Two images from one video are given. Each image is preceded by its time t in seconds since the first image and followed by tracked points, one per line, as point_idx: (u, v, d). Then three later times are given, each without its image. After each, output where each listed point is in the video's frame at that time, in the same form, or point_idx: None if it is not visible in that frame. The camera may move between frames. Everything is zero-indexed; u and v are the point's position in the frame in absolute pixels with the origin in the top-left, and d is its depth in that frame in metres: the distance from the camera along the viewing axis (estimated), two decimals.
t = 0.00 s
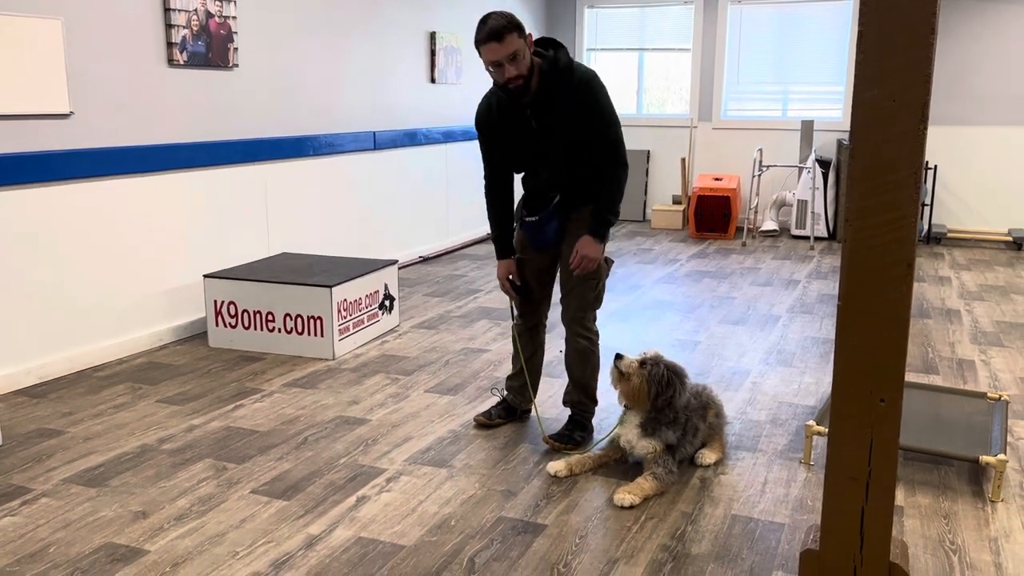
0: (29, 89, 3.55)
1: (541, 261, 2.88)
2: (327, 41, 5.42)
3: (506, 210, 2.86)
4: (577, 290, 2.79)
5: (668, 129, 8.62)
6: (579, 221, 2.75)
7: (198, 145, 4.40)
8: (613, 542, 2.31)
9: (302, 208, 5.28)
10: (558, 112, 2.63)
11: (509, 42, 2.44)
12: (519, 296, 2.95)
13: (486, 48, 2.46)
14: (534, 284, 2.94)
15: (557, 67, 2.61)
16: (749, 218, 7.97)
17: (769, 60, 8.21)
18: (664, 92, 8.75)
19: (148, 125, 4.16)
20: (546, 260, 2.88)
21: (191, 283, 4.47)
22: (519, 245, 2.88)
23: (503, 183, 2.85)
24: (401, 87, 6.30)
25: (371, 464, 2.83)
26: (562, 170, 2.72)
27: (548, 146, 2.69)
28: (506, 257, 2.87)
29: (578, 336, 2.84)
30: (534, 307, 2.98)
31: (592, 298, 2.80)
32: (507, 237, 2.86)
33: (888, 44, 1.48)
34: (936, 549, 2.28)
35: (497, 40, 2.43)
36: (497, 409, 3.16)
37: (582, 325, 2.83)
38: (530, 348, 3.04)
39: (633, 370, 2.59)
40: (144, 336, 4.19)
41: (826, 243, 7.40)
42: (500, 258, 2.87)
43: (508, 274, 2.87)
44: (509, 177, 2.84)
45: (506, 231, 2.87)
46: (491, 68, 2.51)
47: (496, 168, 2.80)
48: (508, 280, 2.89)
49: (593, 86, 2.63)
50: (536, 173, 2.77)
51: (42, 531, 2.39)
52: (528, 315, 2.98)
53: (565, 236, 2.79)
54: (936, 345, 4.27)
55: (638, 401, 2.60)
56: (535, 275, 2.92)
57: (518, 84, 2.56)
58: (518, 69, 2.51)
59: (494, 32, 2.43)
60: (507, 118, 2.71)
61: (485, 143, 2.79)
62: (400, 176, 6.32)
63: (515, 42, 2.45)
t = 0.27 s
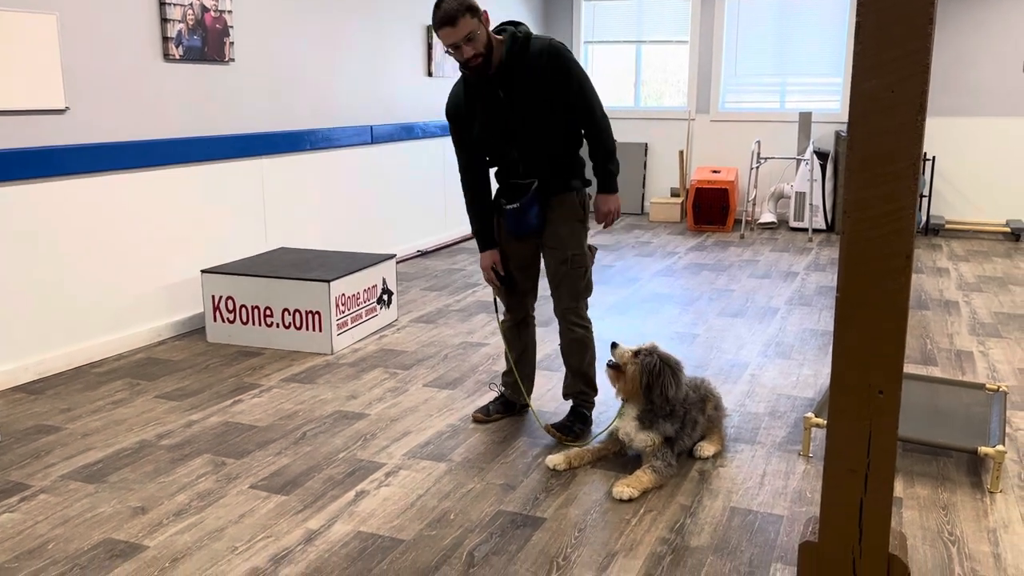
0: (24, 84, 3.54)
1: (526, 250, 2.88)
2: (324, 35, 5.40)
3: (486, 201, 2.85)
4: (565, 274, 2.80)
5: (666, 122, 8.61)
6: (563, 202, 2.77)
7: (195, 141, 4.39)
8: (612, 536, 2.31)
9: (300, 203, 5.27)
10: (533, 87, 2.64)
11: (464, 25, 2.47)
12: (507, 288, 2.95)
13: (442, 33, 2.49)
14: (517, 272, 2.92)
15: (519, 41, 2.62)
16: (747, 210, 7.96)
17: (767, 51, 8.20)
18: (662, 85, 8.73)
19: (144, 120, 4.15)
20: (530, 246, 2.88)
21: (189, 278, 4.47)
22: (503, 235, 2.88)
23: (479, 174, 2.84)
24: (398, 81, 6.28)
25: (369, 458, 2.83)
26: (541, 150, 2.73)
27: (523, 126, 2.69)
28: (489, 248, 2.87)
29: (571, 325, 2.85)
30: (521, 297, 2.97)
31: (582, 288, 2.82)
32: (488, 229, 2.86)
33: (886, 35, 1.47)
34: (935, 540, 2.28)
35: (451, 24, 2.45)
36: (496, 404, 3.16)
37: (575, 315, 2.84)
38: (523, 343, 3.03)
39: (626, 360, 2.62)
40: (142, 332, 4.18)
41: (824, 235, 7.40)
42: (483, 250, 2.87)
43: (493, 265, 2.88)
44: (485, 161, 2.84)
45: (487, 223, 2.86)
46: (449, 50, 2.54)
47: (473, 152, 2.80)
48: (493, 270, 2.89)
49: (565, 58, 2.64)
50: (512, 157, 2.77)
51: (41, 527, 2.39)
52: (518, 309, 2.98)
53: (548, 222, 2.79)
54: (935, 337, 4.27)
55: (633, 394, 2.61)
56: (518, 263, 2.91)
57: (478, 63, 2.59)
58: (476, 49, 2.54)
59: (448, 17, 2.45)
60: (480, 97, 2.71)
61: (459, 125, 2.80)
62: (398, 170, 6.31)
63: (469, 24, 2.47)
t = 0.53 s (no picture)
0: (17, 79, 3.52)
1: (507, 239, 2.86)
2: (319, 27, 5.38)
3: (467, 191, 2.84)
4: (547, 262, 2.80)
5: (662, 113, 8.59)
6: (543, 190, 2.76)
7: (189, 134, 4.37)
8: (610, 528, 2.31)
9: (296, 196, 5.25)
10: (511, 73, 2.65)
11: (440, 24, 2.49)
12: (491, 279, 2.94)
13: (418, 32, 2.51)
14: (497, 261, 2.91)
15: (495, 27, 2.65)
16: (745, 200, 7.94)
17: (763, 41, 8.17)
18: (658, 75, 8.71)
19: (138, 114, 4.12)
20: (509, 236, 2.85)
21: (185, 273, 4.45)
22: (483, 224, 2.87)
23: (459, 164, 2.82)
24: (393, 73, 6.26)
25: (367, 452, 2.82)
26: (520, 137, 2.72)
27: (501, 112, 2.70)
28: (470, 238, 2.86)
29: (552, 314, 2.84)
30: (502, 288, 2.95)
31: (562, 274, 2.83)
32: (469, 218, 2.85)
33: (884, 22, 1.46)
34: (934, 530, 2.27)
35: (427, 26, 2.47)
36: (493, 398, 3.14)
37: (554, 302, 2.85)
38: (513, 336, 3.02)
39: (612, 358, 2.63)
40: (138, 327, 4.17)
41: (822, 225, 7.39)
42: (464, 239, 2.85)
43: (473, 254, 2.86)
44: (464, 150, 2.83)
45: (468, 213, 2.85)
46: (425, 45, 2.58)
47: (451, 141, 2.79)
48: (473, 259, 2.87)
49: (543, 43, 2.66)
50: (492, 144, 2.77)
51: (37, 524, 2.38)
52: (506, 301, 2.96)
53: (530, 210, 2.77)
54: (932, 326, 4.26)
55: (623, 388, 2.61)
56: (498, 253, 2.90)
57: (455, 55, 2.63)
58: (452, 44, 2.58)
59: (423, 17, 2.45)
60: (458, 85, 2.71)
61: (437, 114, 2.79)
62: (394, 162, 6.28)
63: (444, 22, 2.50)
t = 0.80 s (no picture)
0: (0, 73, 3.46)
1: (484, 232, 2.81)
2: (308, 17, 5.32)
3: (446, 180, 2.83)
4: (521, 255, 2.74)
5: (657, 101, 8.54)
6: (521, 182, 2.71)
7: (178, 128, 4.32)
8: (603, 525, 2.28)
9: (287, 189, 5.20)
10: (491, 63, 2.62)
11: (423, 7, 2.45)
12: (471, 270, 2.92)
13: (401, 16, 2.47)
14: (474, 253, 2.87)
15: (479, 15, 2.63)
16: (740, 189, 7.91)
17: (757, 28, 8.11)
18: (652, 63, 8.65)
19: (126, 107, 4.07)
20: (488, 230, 2.80)
21: (175, 268, 4.41)
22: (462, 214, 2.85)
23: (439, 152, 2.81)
24: (385, 63, 6.20)
25: (357, 449, 2.79)
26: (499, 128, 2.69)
27: (481, 102, 2.66)
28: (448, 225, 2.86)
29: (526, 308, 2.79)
30: (482, 280, 2.92)
31: (536, 268, 2.77)
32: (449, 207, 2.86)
33: (877, 10, 1.43)
34: (930, 523, 2.25)
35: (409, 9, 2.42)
36: (486, 390, 3.09)
37: (528, 297, 2.79)
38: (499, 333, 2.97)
39: (604, 345, 2.62)
40: (128, 323, 4.12)
41: (817, 213, 7.36)
42: (443, 227, 2.87)
43: (451, 243, 2.87)
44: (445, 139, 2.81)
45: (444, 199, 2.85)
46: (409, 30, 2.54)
47: (431, 129, 2.78)
48: (451, 248, 2.88)
49: (528, 34, 2.62)
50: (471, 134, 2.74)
51: (22, 526, 2.35)
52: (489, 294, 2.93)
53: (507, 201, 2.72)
54: (928, 315, 4.23)
55: (613, 378, 2.58)
56: (475, 245, 2.85)
57: (436, 41, 2.59)
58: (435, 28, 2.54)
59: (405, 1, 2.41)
60: (439, 73, 2.69)
61: (418, 102, 2.78)
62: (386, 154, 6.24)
63: (426, 6, 2.45)
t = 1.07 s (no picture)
0: None
1: (459, 227, 2.76)
2: (294, 10, 5.25)
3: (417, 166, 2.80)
4: (495, 253, 2.70)
5: (648, 91, 8.48)
6: (497, 179, 2.67)
7: (162, 123, 4.26)
8: (592, 525, 2.25)
9: (274, 184, 5.14)
10: (474, 54, 2.57)
11: None
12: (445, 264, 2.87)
13: None
14: (449, 246, 2.83)
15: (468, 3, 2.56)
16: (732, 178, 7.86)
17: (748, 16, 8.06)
18: (643, 53, 8.60)
19: (108, 103, 4.01)
20: (464, 226, 2.75)
21: (161, 265, 4.35)
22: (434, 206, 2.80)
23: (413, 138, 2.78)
24: (372, 55, 6.15)
25: (344, 449, 2.75)
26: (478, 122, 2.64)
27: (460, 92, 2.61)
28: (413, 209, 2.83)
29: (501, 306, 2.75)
30: (464, 277, 2.86)
31: (513, 267, 2.73)
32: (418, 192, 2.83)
33: None
34: (923, 519, 2.22)
35: None
36: (474, 386, 3.06)
37: (505, 296, 2.75)
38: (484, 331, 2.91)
39: (594, 343, 2.57)
40: (113, 322, 4.07)
41: (810, 202, 7.33)
42: (407, 209, 2.82)
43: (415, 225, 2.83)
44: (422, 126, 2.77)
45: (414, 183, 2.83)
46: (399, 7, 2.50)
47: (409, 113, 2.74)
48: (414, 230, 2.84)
49: (516, 30, 2.57)
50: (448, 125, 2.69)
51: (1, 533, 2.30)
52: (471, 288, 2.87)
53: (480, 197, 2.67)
54: (921, 305, 4.20)
55: (603, 376, 2.57)
56: (450, 238, 2.81)
57: (427, 23, 2.53)
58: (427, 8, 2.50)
59: None
60: (422, 59, 2.64)
61: (399, 85, 2.73)
62: (374, 148, 6.18)
63: None
